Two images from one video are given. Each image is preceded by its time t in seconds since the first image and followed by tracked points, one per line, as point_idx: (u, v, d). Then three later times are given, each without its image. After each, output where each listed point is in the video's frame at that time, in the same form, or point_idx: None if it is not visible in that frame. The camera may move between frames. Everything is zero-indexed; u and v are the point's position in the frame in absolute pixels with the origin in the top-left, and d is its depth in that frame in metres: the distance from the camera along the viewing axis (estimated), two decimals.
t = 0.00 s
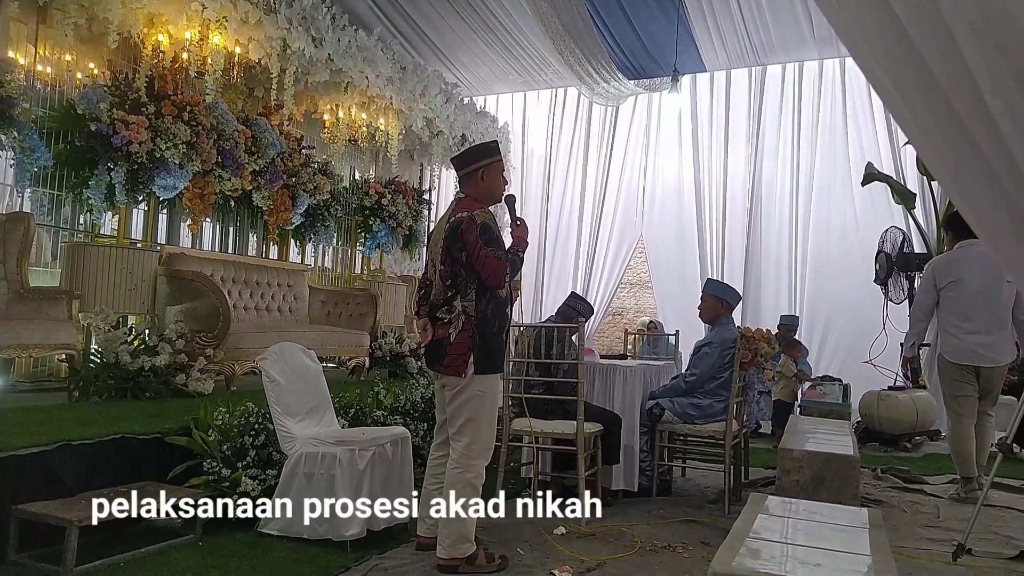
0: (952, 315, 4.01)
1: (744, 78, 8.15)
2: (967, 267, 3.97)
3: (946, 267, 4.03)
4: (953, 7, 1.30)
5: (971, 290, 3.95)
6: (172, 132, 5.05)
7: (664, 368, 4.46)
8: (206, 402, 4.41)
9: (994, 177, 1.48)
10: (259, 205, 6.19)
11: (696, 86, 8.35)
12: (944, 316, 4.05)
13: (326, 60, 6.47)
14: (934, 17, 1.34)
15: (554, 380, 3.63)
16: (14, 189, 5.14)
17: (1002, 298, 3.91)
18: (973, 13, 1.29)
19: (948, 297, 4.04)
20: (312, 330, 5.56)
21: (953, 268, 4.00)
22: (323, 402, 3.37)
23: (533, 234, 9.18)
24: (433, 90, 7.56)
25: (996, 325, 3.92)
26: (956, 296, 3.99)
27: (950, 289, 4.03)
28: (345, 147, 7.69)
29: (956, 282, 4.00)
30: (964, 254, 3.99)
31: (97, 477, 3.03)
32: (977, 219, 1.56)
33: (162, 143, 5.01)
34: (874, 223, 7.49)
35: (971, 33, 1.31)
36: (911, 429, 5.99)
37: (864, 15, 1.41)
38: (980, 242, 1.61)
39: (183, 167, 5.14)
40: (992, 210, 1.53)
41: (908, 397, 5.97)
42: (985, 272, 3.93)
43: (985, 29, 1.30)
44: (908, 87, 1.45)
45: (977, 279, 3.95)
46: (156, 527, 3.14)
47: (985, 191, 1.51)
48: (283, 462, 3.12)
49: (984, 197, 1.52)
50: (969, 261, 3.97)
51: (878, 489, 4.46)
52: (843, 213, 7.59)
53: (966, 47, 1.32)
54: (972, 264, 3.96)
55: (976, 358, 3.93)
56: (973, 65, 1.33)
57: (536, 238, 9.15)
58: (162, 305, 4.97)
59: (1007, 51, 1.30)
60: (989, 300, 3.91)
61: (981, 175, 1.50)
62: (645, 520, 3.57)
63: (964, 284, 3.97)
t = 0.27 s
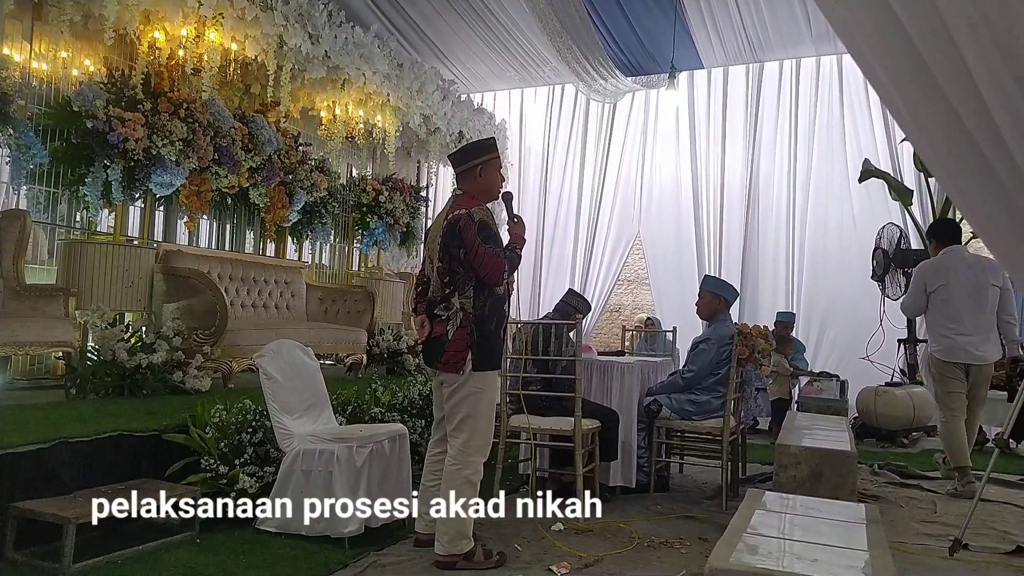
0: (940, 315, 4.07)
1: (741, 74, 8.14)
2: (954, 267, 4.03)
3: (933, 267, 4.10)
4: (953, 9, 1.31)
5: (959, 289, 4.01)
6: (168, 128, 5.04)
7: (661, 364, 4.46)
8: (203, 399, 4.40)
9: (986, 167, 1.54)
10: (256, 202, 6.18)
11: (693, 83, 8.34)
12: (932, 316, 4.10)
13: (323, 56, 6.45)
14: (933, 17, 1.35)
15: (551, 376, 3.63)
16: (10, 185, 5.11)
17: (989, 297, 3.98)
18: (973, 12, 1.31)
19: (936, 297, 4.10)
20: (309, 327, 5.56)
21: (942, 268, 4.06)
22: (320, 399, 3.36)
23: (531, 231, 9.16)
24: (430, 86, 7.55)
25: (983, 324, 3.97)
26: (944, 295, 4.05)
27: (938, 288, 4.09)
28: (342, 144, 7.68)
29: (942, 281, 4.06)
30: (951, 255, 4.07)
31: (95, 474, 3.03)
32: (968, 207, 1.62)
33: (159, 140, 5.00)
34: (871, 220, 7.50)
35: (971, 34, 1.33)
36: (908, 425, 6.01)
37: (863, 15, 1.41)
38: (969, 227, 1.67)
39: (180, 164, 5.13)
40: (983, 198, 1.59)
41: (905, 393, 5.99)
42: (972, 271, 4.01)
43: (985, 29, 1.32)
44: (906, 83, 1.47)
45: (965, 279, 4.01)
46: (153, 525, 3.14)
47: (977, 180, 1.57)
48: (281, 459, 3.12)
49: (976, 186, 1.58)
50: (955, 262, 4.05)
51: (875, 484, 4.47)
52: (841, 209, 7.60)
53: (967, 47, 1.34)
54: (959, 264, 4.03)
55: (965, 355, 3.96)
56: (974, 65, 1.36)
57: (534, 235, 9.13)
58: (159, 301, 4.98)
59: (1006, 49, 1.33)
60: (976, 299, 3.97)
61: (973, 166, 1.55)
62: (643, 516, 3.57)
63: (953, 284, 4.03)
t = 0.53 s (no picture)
0: (935, 317, 4.32)
1: (741, 75, 8.14)
2: (948, 272, 4.30)
3: (926, 272, 4.35)
4: (952, 9, 1.31)
5: (952, 292, 4.27)
6: (168, 129, 5.03)
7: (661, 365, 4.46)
8: (203, 400, 4.40)
9: (986, 170, 1.54)
10: (256, 202, 6.18)
11: (693, 83, 8.34)
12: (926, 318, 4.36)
13: (323, 57, 6.45)
14: (932, 18, 1.36)
15: (552, 377, 3.63)
16: (10, 187, 5.12)
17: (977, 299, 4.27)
18: (972, 12, 1.30)
19: (930, 299, 4.35)
20: (309, 328, 5.56)
21: (935, 273, 4.32)
22: (320, 399, 3.37)
23: (531, 231, 9.16)
24: (430, 87, 7.56)
25: (974, 325, 4.26)
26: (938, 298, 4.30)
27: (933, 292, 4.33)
28: (342, 145, 7.68)
29: (936, 284, 4.33)
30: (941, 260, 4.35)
31: (95, 475, 3.03)
32: (969, 209, 1.62)
33: (159, 140, 5.00)
34: (870, 220, 7.50)
35: (970, 35, 1.32)
36: (908, 426, 6.01)
37: (860, 15, 1.43)
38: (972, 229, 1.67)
39: (180, 164, 5.12)
40: (984, 200, 1.59)
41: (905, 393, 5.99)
42: (962, 276, 4.30)
43: (985, 30, 1.31)
44: (904, 83, 1.48)
45: (956, 283, 4.28)
46: (153, 526, 3.14)
47: (978, 182, 1.57)
48: (281, 460, 3.12)
49: (977, 188, 1.57)
50: (947, 266, 4.32)
51: (875, 485, 4.47)
52: (840, 209, 7.60)
53: (966, 49, 1.34)
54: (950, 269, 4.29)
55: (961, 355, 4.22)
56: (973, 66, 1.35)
57: (534, 235, 9.13)
58: (159, 302, 4.97)
59: (1006, 52, 1.32)
60: (968, 302, 4.26)
61: (974, 168, 1.55)
62: (643, 517, 3.57)
63: (947, 287, 4.29)
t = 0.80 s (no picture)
0: (924, 318, 4.51)
1: (741, 78, 8.15)
2: (936, 277, 4.46)
3: (915, 275, 4.50)
4: (952, 8, 1.31)
5: (941, 296, 4.45)
6: (169, 133, 5.05)
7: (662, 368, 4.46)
8: (203, 403, 4.40)
9: (986, 171, 1.54)
10: (256, 205, 6.20)
11: (693, 87, 8.35)
12: (914, 319, 4.55)
13: (323, 60, 6.46)
14: (931, 20, 1.36)
15: (552, 380, 3.63)
16: (11, 191, 5.15)
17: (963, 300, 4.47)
18: (972, 13, 1.31)
19: (920, 301, 4.53)
20: (309, 331, 5.56)
21: (924, 276, 4.48)
22: (320, 402, 3.36)
23: (531, 234, 9.17)
24: (430, 90, 7.58)
25: (961, 325, 4.46)
26: (927, 300, 4.49)
27: (923, 294, 4.51)
28: (343, 148, 7.70)
29: (924, 288, 4.50)
30: (929, 264, 4.50)
31: (95, 477, 3.03)
32: (968, 209, 1.62)
33: (159, 143, 5.00)
34: (870, 223, 7.51)
35: (970, 36, 1.33)
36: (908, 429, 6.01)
37: (859, 18, 1.42)
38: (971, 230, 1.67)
39: (181, 168, 5.13)
40: (983, 201, 1.59)
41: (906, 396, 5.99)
42: (949, 279, 4.46)
43: (985, 32, 1.32)
44: (903, 86, 1.48)
45: (945, 286, 4.45)
46: (154, 528, 3.14)
47: (977, 183, 1.57)
48: (281, 462, 3.12)
49: (976, 189, 1.58)
50: (935, 270, 4.47)
51: (875, 488, 4.47)
52: (841, 212, 7.61)
53: (965, 49, 1.35)
54: (939, 272, 4.45)
55: (947, 355, 4.44)
56: (972, 67, 1.36)
57: (535, 238, 9.13)
58: (159, 305, 5.00)
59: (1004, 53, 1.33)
60: (955, 304, 4.45)
61: (974, 170, 1.55)
62: (643, 520, 3.57)
63: (936, 290, 4.46)
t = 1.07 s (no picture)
0: (901, 326, 4.56)
1: (741, 80, 8.16)
2: (915, 288, 4.51)
3: (895, 284, 4.53)
4: (952, 10, 1.33)
5: (919, 306, 4.51)
6: (169, 134, 5.05)
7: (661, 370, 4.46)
8: (203, 405, 4.39)
9: (982, 169, 1.55)
10: (257, 207, 6.20)
11: (693, 89, 8.35)
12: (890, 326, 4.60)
13: (324, 63, 6.47)
14: (930, 20, 1.37)
15: (552, 382, 3.63)
16: (11, 192, 5.14)
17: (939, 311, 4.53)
18: (971, 18, 1.33)
19: (897, 309, 4.59)
20: (309, 333, 5.56)
21: (904, 287, 4.51)
22: (320, 405, 3.36)
23: (531, 236, 9.17)
24: (431, 92, 7.58)
25: (935, 335, 4.53)
26: (904, 310, 4.54)
27: (900, 303, 4.55)
28: (343, 150, 7.70)
29: (903, 297, 4.54)
30: (909, 275, 4.54)
31: (95, 479, 3.02)
32: (965, 209, 1.63)
33: (160, 146, 5.01)
34: (870, 226, 7.51)
35: (969, 36, 1.35)
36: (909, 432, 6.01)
37: (859, 18, 1.41)
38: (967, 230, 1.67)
39: (181, 169, 5.15)
40: (979, 200, 1.60)
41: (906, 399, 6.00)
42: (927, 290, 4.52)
43: (982, 32, 1.34)
44: (903, 89, 1.47)
45: (923, 297, 4.50)
46: (154, 530, 3.13)
47: (974, 182, 1.58)
48: (281, 465, 3.11)
49: (972, 188, 1.59)
50: (915, 281, 4.52)
51: (875, 491, 4.47)
52: (841, 215, 7.61)
53: (964, 49, 1.36)
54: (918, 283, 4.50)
55: (920, 363, 4.50)
56: (971, 66, 1.38)
57: (535, 240, 9.14)
58: (160, 307, 5.00)
59: (1000, 52, 1.35)
60: (931, 315, 4.51)
61: (970, 169, 1.56)
62: (644, 523, 3.57)
63: (914, 301, 4.51)
